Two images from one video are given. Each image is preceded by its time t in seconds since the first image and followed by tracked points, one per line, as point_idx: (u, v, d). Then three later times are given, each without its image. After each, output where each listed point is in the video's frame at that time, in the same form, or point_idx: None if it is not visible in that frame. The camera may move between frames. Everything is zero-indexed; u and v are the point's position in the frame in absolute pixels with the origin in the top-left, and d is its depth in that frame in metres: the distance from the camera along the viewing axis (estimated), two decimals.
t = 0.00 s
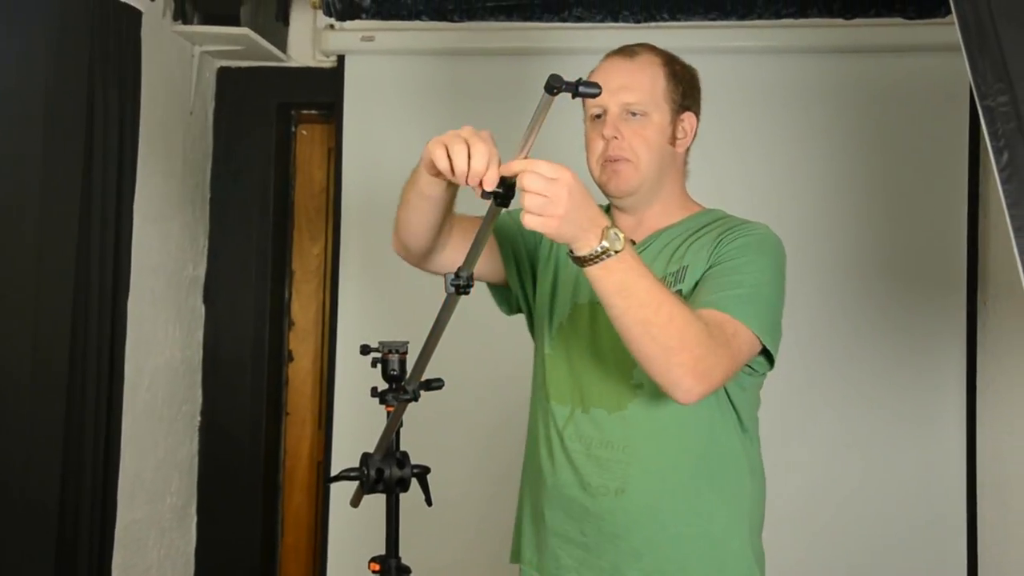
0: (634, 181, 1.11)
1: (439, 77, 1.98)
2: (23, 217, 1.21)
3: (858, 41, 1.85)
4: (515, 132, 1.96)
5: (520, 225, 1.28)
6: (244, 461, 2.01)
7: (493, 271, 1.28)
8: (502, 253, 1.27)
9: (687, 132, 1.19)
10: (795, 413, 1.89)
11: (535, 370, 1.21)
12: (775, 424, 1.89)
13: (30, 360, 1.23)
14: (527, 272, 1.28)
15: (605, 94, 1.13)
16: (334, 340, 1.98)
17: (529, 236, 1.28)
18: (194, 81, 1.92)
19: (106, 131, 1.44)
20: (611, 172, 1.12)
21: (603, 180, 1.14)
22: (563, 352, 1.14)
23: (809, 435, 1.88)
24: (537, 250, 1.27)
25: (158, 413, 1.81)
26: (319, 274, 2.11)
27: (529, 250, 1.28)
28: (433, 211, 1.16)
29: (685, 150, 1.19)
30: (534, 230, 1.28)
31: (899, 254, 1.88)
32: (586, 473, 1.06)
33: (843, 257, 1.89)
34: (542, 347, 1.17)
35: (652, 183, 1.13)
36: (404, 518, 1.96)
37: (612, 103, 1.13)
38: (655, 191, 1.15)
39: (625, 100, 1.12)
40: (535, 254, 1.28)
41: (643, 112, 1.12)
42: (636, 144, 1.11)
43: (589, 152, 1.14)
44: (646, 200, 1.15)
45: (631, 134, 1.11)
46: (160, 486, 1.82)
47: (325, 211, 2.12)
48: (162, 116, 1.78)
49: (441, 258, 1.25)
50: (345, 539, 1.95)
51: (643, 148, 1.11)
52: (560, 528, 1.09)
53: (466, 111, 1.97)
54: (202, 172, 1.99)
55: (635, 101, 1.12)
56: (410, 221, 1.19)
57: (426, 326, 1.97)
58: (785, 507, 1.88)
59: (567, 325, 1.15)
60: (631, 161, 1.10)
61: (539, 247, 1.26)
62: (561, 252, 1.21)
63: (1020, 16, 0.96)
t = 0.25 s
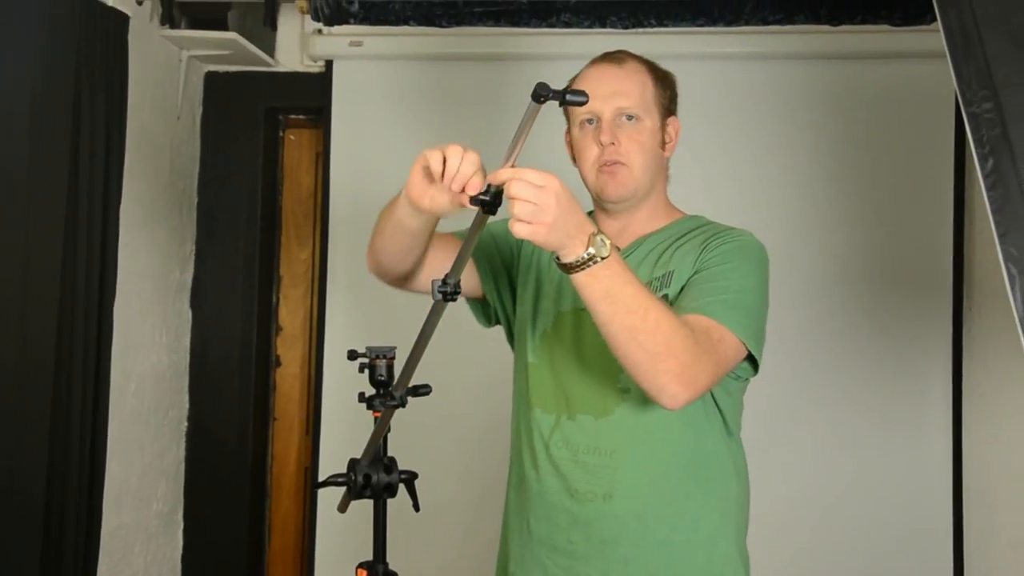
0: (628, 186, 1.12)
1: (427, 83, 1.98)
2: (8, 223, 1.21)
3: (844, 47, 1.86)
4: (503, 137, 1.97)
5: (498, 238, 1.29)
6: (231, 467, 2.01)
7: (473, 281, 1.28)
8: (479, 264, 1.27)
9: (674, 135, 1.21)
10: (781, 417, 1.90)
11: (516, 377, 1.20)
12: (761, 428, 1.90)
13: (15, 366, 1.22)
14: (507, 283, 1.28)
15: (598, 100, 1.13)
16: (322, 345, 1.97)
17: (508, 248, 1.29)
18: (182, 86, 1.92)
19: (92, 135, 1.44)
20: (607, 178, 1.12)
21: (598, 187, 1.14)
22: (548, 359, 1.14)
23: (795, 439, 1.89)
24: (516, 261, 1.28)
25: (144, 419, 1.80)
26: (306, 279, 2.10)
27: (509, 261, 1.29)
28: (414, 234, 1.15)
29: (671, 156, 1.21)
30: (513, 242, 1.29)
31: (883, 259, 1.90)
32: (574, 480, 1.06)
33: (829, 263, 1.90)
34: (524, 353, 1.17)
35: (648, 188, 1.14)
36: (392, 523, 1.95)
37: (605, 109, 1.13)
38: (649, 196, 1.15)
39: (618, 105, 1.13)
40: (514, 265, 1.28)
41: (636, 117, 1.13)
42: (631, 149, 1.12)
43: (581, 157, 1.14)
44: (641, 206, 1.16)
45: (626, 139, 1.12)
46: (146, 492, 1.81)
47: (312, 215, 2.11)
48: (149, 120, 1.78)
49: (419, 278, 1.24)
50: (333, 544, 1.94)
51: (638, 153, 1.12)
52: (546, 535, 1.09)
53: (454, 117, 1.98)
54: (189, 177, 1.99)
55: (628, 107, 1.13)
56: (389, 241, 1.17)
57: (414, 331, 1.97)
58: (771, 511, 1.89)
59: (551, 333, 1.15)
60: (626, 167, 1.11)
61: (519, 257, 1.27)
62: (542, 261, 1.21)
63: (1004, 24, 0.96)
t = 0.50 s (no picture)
0: (614, 188, 1.12)
1: (417, 87, 1.98)
2: None
3: (831, 53, 1.88)
4: (493, 142, 1.97)
5: (486, 246, 1.30)
6: (220, 471, 2.00)
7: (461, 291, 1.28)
8: (468, 272, 1.27)
9: (658, 138, 1.22)
10: (770, 420, 1.91)
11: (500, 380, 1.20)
12: (750, 431, 1.91)
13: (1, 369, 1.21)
14: (495, 290, 1.29)
15: (582, 104, 1.14)
16: (312, 349, 1.97)
17: (496, 255, 1.29)
18: (171, 89, 1.91)
19: (81, 138, 1.43)
20: (591, 181, 1.12)
21: (583, 191, 1.14)
22: (533, 364, 1.14)
23: (784, 442, 1.90)
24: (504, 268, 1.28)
25: (133, 423, 1.79)
26: (296, 283, 2.10)
27: (497, 269, 1.29)
28: (404, 265, 1.17)
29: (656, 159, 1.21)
30: (500, 250, 1.29)
31: (871, 263, 1.91)
32: (558, 484, 1.07)
33: (817, 267, 1.91)
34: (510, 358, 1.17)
35: (632, 191, 1.14)
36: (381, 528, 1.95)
37: (589, 113, 1.14)
38: (634, 199, 1.16)
39: (602, 108, 1.14)
40: (501, 273, 1.29)
41: (620, 120, 1.14)
42: (616, 151, 1.12)
43: (567, 161, 1.15)
44: (626, 209, 1.16)
45: (610, 141, 1.12)
46: (134, 496, 1.81)
47: (302, 219, 2.11)
48: (138, 124, 1.77)
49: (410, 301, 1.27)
50: (322, 549, 1.94)
51: (622, 156, 1.13)
52: (529, 539, 1.09)
53: (444, 121, 1.98)
54: (178, 180, 1.98)
55: (611, 110, 1.14)
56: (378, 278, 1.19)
57: (404, 335, 1.97)
58: (759, 514, 1.90)
59: (537, 338, 1.15)
60: (611, 169, 1.12)
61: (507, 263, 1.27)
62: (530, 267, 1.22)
63: (990, 32, 0.97)
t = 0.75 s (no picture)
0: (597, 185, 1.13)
1: (409, 86, 1.98)
2: None
3: (823, 53, 1.88)
4: (485, 141, 1.97)
5: (480, 244, 1.29)
6: (212, 471, 2.00)
7: (457, 291, 1.28)
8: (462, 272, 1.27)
9: (645, 135, 1.22)
10: (760, 419, 1.91)
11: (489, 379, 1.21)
12: (741, 429, 1.92)
13: None
14: (488, 290, 1.29)
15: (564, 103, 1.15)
16: (304, 348, 1.97)
17: (489, 255, 1.29)
18: (162, 88, 1.90)
19: (71, 136, 1.43)
20: (576, 179, 1.13)
21: (568, 189, 1.14)
22: (519, 364, 1.15)
23: (775, 441, 1.91)
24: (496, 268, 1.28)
25: (124, 423, 1.79)
26: (288, 282, 2.09)
27: (490, 269, 1.29)
28: (396, 269, 1.18)
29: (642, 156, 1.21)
30: (494, 250, 1.29)
31: (863, 262, 1.92)
32: (540, 483, 1.07)
33: (808, 266, 1.92)
34: (498, 357, 1.18)
35: (618, 187, 1.14)
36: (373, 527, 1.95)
37: (571, 111, 1.14)
38: (620, 196, 1.16)
39: (584, 106, 1.14)
40: (495, 272, 1.29)
41: (602, 117, 1.14)
42: (599, 148, 1.12)
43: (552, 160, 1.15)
44: (612, 207, 1.16)
45: (593, 138, 1.12)
46: (126, 496, 1.80)
47: (294, 219, 2.11)
48: (129, 122, 1.77)
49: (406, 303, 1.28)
50: (313, 548, 1.93)
51: (606, 153, 1.13)
52: (513, 538, 1.10)
53: (437, 120, 1.98)
54: (169, 179, 1.98)
55: (593, 108, 1.14)
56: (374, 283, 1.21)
57: (396, 334, 1.97)
58: (750, 511, 1.91)
59: (524, 338, 1.15)
60: (594, 165, 1.12)
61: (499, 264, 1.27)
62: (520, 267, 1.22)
63: (982, 33, 0.97)
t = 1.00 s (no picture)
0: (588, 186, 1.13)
1: (406, 86, 1.98)
2: None
3: (819, 53, 1.88)
4: (482, 142, 1.97)
5: (478, 246, 1.30)
6: (208, 471, 1.99)
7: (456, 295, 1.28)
8: (460, 274, 1.27)
9: (637, 134, 1.22)
10: (757, 419, 1.92)
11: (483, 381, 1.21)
12: (738, 429, 1.92)
13: None
14: (485, 292, 1.29)
15: (554, 103, 1.15)
16: (300, 348, 1.97)
17: (486, 257, 1.30)
18: (158, 87, 1.90)
19: (68, 136, 1.42)
20: (567, 180, 1.13)
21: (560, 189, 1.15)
22: (512, 365, 1.15)
23: (771, 441, 1.91)
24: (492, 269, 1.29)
25: (120, 423, 1.78)
26: (284, 282, 2.09)
27: (487, 271, 1.30)
28: (396, 271, 1.18)
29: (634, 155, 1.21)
30: (491, 252, 1.30)
31: (859, 262, 1.92)
32: (530, 483, 1.08)
33: (804, 266, 1.93)
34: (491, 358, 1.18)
35: (609, 187, 1.15)
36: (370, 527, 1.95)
37: (561, 112, 1.15)
38: (612, 196, 1.16)
39: (574, 106, 1.14)
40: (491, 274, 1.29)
41: (592, 117, 1.14)
42: (588, 148, 1.12)
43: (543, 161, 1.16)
44: (604, 207, 1.17)
45: (582, 138, 1.13)
46: (122, 497, 1.80)
47: (291, 219, 2.10)
48: (125, 122, 1.77)
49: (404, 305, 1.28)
50: (310, 548, 1.93)
51: (596, 152, 1.13)
52: (504, 539, 1.10)
53: (434, 120, 1.98)
54: (166, 179, 1.97)
55: (583, 108, 1.14)
56: (375, 285, 1.20)
57: (393, 334, 1.97)
58: (747, 511, 1.91)
59: (517, 339, 1.16)
60: (585, 166, 1.12)
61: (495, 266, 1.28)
62: (516, 268, 1.22)
63: (979, 33, 0.97)
